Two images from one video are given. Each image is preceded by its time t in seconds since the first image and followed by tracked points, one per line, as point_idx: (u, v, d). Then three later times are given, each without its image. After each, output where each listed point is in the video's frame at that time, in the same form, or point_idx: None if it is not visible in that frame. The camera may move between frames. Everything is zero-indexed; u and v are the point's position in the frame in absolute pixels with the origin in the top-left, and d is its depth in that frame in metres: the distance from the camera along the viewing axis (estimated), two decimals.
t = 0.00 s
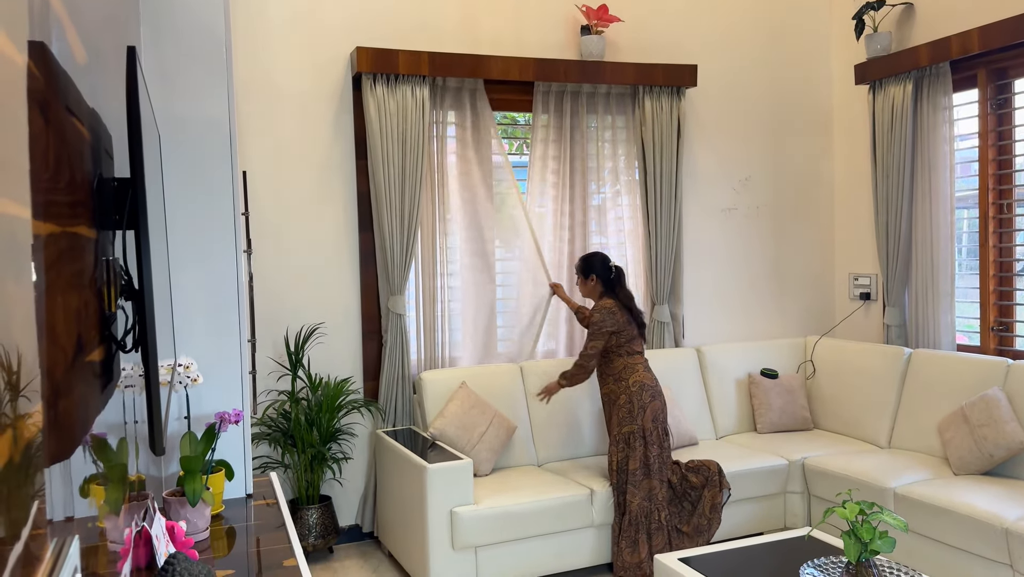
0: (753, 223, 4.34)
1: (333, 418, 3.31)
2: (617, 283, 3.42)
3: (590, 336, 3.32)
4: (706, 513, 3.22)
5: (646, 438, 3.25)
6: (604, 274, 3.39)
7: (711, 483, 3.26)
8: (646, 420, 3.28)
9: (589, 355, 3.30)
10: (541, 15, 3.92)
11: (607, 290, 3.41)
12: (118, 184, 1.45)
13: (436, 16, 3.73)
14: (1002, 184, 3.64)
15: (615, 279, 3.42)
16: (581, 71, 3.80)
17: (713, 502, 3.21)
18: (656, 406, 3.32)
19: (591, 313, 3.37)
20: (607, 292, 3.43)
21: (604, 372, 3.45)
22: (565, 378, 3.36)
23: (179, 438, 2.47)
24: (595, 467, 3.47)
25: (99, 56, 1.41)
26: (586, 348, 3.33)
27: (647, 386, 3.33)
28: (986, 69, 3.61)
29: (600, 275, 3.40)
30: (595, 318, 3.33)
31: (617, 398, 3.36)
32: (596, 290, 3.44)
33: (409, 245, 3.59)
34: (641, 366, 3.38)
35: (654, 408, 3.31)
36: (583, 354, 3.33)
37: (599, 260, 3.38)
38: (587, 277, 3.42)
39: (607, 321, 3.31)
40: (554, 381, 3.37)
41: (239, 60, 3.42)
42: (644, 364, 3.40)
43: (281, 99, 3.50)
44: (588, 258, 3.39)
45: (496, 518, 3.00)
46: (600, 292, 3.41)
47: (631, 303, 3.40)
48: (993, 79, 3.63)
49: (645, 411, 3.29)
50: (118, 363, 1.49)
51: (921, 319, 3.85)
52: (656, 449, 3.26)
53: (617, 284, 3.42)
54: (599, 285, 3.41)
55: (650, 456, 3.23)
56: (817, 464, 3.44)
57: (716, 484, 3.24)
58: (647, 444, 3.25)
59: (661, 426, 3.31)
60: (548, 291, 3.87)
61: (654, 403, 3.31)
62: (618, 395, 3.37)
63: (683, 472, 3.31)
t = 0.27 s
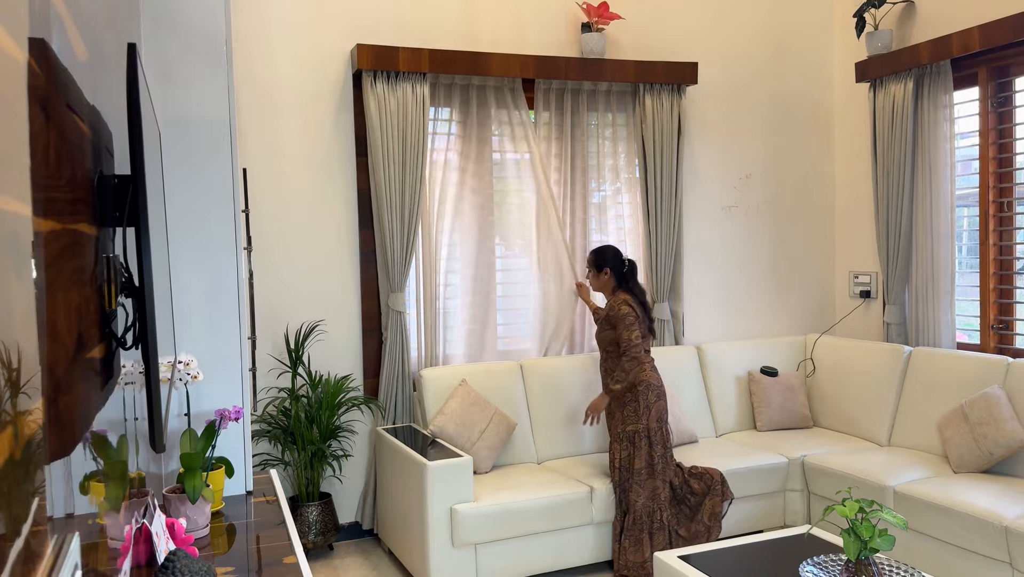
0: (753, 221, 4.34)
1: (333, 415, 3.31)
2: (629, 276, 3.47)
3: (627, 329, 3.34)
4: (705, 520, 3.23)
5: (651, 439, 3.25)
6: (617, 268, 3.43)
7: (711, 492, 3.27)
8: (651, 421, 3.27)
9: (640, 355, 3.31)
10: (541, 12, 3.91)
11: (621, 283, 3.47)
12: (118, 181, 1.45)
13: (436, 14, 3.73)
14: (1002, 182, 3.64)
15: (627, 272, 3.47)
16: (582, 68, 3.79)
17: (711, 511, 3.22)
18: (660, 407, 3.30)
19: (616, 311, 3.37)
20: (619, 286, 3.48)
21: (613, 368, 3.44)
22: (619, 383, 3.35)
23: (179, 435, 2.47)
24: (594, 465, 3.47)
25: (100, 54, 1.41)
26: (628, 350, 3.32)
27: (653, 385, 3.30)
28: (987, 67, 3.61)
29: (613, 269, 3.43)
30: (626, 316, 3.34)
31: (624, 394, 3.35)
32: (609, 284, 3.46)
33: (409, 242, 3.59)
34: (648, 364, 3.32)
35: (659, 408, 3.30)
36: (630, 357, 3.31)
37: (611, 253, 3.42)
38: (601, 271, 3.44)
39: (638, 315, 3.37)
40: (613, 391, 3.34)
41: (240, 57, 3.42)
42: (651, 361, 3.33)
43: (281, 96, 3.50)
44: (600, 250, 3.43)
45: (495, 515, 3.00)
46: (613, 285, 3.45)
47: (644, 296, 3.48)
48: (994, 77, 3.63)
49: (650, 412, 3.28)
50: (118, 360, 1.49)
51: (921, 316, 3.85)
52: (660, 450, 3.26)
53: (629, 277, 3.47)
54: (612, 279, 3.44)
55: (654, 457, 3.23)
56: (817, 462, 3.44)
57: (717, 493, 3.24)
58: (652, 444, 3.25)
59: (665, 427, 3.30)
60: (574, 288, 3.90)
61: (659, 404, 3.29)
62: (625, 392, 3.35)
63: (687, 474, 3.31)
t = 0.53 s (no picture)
0: (752, 219, 4.33)
1: (332, 413, 3.31)
2: (640, 274, 3.39)
3: (640, 331, 3.21)
4: (703, 523, 3.23)
5: (652, 440, 3.24)
6: (627, 265, 3.35)
7: (711, 496, 3.25)
8: (652, 422, 3.25)
9: (653, 355, 3.21)
10: (541, 10, 3.91)
11: (631, 281, 3.39)
12: (116, 178, 1.44)
13: (435, 12, 3.72)
14: (1002, 180, 3.64)
15: (638, 270, 3.39)
16: (582, 66, 3.79)
17: (711, 514, 3.21)
18: (661, 410, 3.29)
19: (630, 310, 3.24)
20: (629, 283, 3.40)
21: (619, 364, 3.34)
22: (630, 382, 3.22)
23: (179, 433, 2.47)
24: (594, 463, 3.48)
25: (98, 51, 1.40)
26: (642, 351, 3.21)
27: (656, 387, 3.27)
28: (987, 65, 3.60)
29: (623, 267, 3.35)
30: (641, 316, 3.22)
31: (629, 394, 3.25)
32: (618, 281, 3.39)
33: (409, 240, 3.59)
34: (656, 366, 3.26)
35: (660, 410, 3.28)
36: (644, 357, 3.21)
37: (622, 250, 3.34)
38: (610, 268, 3.36)
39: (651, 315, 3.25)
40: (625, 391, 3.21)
41: (239, 55, 3.42)
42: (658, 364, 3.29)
43: (281, 94, 3.49)
44: (610, 248, 3.34)
45: (496, 513, 3.00)
46: (623, 283, 3.37)
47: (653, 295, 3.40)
48: (994, 75, 3.62)
49: (651, 413, 3.26)
50: (117, 357, 1.49)
51: (921, 314, 3.85)
52: (661, 451, 3.25)
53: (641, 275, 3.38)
54: (622, 276, 3.37)
55: (655, 459, 3.22)
56: (816, 460, 3.44)
57: (717, 498, 3.22)
58: (653, 445, 3.24)
59: (666, 428, 3.29)
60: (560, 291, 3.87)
61: (660, 407, 3.28)
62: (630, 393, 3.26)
63: (688, 477, 3.29)
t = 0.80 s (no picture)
0: (752, 218, 4.33)
1: (332, 413, 3.32)
2: (646, 273, 3.38)
3: (645, 334, 3.20)
4: (705, 523, 3.21)
5: (653, 443, 3.23)
6: (633, 264, 3.33)
7: (711, 496, 3.24)
8: (653, 426, 3.25)
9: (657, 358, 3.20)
10: (540, 9, 3.91)
11: (637, 280, 3.37)
12: (115, 178, 1.44)
13: (435, 11, 3.72)
14: (1002, 179, 3.64)
15: (644, 268, 3.37)
16: (582, 65, 3.79)
17: (712, 514, 3.20)
18: (662, 413, 3.27)
19: (636, 312, 3.23)
20: (635, 283, 3.39)
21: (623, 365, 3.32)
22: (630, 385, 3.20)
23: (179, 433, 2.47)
24: (594, 462, 3.48)
25: (97, 51, 1.40)
26: (647, 354, 3.19)
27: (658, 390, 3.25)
28: (986, 64, 3.60)
29: (629, 265, 3.35)
30: (647, 319, 3.21)
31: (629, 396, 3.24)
32: (624, 280, 3.37)
33: (409, 240, 3.59)
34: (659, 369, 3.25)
35: (662, 414, 3.27)
36: (648, 361, 3.19)
37: (629, 249, 3.32)
38: (616, 267, 3.35)
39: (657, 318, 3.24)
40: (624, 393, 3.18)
41: (238, 54, 3.42)
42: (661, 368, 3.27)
43: (280, 93, 3.49)
44: (617, 247, 3.33)
45: (496, 512, 3.00)
46: (630, 283, 3.36)
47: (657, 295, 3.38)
48: (993, 74, 3.62)
49: (653, 417, 3.25)
50: (117, 357, 1.49)
51: (920, 313, 3.84)
52: (662, 454, 3.24)
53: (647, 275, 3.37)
54: (628, 275, 3.36)
55: (657, 462, 3.22)
56: (816, 459, 3.44)
57: (717, 497, 3.22)
58: (654, 448, 3.23)
59: (667, 431, 3.29)
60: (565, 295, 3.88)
61: (662, 410, 3.27)
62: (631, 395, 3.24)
63: (688, 476, 3.29)
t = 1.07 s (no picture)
0: (751, 218, 4.34)
1: (332, 414, 3.32)
2: (651, 272, 3.35)
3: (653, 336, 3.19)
4: (703, 531, 3.21)
5: (655, 449, 3.19)
6: (638, 262, 3.32)
7: (711, 505, 3.24)
8: (655, 430, 3.20)
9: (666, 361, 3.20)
10: (538, 10, 3.91)
11: (642, 279, 3.36)
12: (115, 181, 1.45)
13: (433, 12, 3.72)
14: (1001, 179, 3.64)
15: (649, 267, 3.36)
16: (581, 66, 3.80)
17: (711, 522, 3.20)
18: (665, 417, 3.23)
19: (644, 313, 3.22)
20: (640, 281, 3.37)
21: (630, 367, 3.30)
22: (640, 388, 3.18)
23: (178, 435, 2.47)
24: (594, 463, 3.48)
25: (96, 55, 1.40)
26: (657, 356, 3.18)
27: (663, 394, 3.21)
28: (985, 64, 3.61)
29: (634, 264, 3.33)
30: (656, 320, 3.20)
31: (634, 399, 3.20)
32: (629, 279, 3.36)
33: (408, 241, 3.59)
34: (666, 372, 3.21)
35: (665, 418, 3.22)
36: (658, 363, 3.18)
37: (634, 248, 3.30)
38: (620, 265, 3.34)
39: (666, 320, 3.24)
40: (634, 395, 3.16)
41: (237, 56, 3.42)
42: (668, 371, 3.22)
43: (279, 95, 3.49)
44: (623, 245, 3.31)
45: (496, 513, 3.01)
46: (635, 282, 3.34)
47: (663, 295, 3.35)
48: (992, 74, 3.63)
49: (655, 421, 3.20)
50: (116, 359, 1.49)
51: (920, 313, 3.85)
52: (663, 459, 3.21)
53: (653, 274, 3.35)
54: (632, 273, 3.35)
55: (657, 466, 3.18)
56: (816, 460, 3.44)
57: (717, 506, 3.22)
58: (655, 453, 3.19)
59: (670, 436, 3.25)
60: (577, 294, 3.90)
61: (665, 415, 3.22)
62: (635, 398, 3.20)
63: (689, 483, 3.29)
